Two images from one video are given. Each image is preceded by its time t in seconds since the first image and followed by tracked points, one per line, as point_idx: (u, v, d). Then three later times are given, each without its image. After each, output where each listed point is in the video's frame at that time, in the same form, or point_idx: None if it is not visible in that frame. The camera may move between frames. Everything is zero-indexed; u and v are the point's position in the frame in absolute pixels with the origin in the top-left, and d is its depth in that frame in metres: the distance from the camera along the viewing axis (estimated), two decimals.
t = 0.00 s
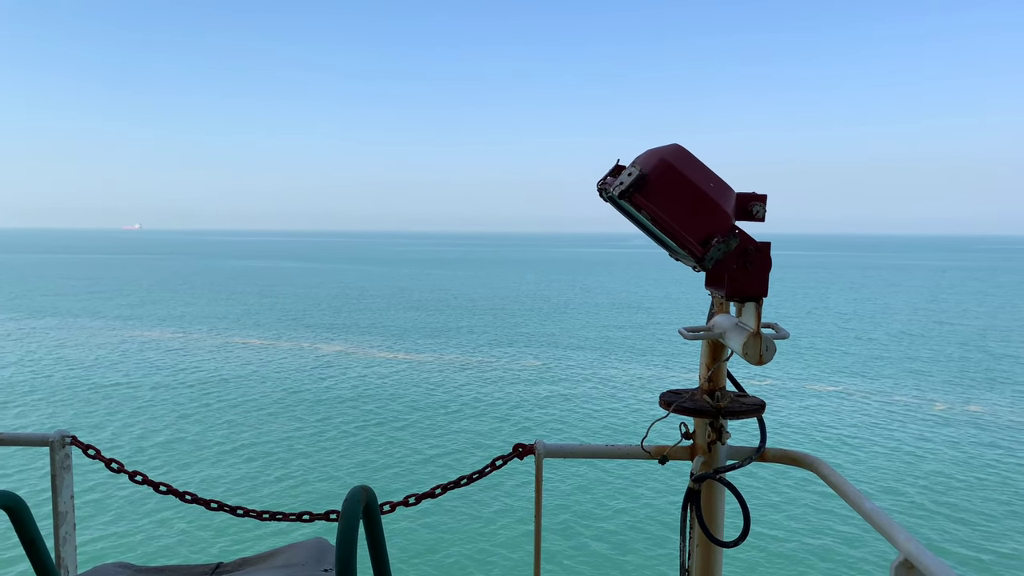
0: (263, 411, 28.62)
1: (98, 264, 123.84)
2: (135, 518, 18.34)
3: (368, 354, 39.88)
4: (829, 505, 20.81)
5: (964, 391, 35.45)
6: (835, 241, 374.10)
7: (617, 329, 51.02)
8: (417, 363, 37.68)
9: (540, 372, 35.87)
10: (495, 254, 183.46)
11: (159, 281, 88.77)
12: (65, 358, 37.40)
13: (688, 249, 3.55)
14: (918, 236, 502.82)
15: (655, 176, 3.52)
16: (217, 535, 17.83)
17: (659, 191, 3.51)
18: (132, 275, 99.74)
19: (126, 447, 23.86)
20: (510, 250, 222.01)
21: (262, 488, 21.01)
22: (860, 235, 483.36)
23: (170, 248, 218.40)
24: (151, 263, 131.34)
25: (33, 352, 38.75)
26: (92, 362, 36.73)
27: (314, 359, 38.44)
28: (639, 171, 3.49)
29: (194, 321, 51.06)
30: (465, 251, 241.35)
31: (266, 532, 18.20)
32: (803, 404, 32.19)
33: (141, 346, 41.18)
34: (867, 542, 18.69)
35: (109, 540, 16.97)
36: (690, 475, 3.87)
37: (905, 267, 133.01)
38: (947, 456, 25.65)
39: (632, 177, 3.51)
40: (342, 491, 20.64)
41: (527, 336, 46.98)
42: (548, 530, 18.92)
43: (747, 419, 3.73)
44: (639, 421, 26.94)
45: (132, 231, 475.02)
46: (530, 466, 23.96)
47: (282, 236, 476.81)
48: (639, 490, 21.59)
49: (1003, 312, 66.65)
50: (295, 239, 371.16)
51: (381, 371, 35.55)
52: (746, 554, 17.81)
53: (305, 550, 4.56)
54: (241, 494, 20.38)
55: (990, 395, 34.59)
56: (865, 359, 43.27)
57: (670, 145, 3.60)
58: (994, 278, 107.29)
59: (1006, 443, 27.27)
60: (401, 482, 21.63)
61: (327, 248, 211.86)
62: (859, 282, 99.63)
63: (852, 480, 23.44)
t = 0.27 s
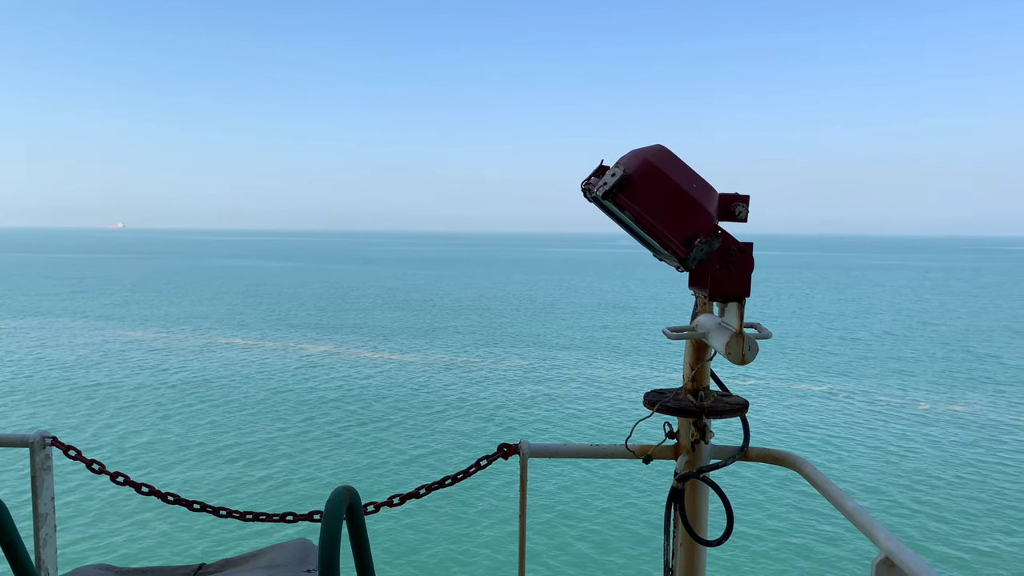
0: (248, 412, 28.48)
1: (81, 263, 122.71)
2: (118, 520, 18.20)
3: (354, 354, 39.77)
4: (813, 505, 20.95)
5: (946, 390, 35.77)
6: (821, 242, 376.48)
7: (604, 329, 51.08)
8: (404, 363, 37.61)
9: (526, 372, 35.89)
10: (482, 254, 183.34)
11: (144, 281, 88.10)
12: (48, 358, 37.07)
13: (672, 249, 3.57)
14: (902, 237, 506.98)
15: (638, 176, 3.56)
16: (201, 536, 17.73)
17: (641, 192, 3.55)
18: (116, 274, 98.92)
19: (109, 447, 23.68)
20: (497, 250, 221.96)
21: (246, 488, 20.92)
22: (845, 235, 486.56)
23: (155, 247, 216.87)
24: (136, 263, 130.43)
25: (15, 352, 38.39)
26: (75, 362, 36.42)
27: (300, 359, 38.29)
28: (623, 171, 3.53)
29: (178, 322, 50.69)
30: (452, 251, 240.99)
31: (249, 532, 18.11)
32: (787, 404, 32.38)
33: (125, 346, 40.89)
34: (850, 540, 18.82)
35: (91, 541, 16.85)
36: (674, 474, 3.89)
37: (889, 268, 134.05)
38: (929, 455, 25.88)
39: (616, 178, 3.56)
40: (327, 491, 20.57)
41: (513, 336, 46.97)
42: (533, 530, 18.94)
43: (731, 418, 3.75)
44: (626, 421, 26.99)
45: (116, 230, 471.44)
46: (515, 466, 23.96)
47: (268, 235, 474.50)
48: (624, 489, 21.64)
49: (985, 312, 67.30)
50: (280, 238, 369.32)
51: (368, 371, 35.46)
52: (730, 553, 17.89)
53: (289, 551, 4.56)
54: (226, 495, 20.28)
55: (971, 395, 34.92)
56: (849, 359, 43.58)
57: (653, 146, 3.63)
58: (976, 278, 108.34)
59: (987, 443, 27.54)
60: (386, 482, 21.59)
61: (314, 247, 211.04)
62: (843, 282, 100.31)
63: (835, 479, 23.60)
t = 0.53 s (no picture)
0: (231, 412, 28.32)
1: (63, 262, 121.48)
2: (98, 521, 18.06)
3: (339, 354, 39.63)
4: (795, 503, 21.09)
5: (927, 390, 36.08)
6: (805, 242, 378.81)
7: (590, 329, 51.16)
8: (389, 363, 37.51)
9: (512, 372, 35.90)
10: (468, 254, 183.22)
11: (127, 280, 87.45)
12: (29, 358, 36.72)
13: (654, 250, 3.59)
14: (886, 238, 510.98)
15: (621, 176, 3.57)
16: (182, 537, 17.62)
17: (624, 192, 3.56)
18: (99, 273, 98.09)
19: (90, 448, 23.48)
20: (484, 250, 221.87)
21: (229, 489, 20.81)
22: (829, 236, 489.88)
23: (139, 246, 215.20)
24: (119, 262, 129.35)
25: None
26: (56, 362, 36.10)
27: (284, 359, 38.12)
28: (605, 171, 3.54)
29: (162, 322, 50.33)
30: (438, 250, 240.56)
31: (231, 533, 18.01)
32: (771, 403, 32.56)
33: (107, 346, 40.56)
34: (832, 539, 18.95)
35: (70, 543, 16.69)
36: (656, 473, 3.91)
37: (872, 268, 135.16)
38: (909, 454, 26.09)
39: (598, 178, 3.57)
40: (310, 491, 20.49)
41: (499, 336, 46.95)
42: (517, 530, 18.92)
43: (712, 416, 3.77)
44: (611, 421, 27.06)
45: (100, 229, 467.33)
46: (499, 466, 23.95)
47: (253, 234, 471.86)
48: (608, 489, 21.69)
49: (967, 312, 67.96)
50: (266, 237, 367.35)
51: (353, 371, 35.35)
52: (712, 553, 17.95)
53: (269, 552, 4.54)
54: (208, 495, 20.16)
55: (952, 394, 35.24)
56: (832, 359, 43.87)
57: (636, 146, 3.65)
58: (957, 279, 109.35)
59: (967, 441, 27.81)
60: (370, 482, 21.53)
61: (300, 247, 210.21)
62: (827, 283, 101.01)
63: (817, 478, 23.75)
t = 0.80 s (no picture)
0: (210, 412, 28.14)
1: (42, 262, 119.96)
2: (73, 523, 17.87)
3: (320, 353, 39.47)
4: (774, 501, 21.24)
5: (905, 388, 36.43)
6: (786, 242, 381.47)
7: (573, 329, 51.25)
8: (371, 362, 37.34)
9: (494, 371, 35.89)
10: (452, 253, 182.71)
11: (107, 279, 86.56)
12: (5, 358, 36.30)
13: (632, 249, 3.61)
14: (866, 238, 515.59)
15: (599, 175, 3.59)
16: (158, 538, 17.46)
17: (603, 191, 3.59)
18: (78, 272, 97.03)
19: (67, 448, 23.24)
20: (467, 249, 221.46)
21: (207, 489, 20.66)
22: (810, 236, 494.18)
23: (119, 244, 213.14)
24: (99, 260, 127.98)
25: None
26: (32, 361, 35.73)
27: (265, 359, 37.91)
28: (584, 170, 3.57)
29: (141, 321, 49.88)
30: (422, 249, 240.02)
31: (208, 534, 17.88)
32: (751, 403, 32.73)
33: (85, 345, 40.16)
34: (810, 537, 19.06)
35: (44, 545, 16.51)
36: (634, 471, 3.93)
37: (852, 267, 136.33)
38: (887, 452, 26.32)
39: (577, 177, 3.59)
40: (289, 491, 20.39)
41: (482, 336, 46.89)
42: (497, 530, 18.91)
43: (691, 415, 3.79)
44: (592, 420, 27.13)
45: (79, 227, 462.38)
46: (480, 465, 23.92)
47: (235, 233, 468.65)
48: (589, 487, 21.75)
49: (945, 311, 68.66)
50: (248, 236, 365.01)
51: (334, 371, 35.22)
52: (691, 551, 18.02)
53: (247, 552, 4.52)
54: (186, 495, 20.01)
55: (930, 392, 35.59)
56: (812, 358, 44.18)
57: (614, 145, 3.68)
58: (935, 278, 110.45)
59: (944, 439, 28.09)
60: (351, 482, 21.44)
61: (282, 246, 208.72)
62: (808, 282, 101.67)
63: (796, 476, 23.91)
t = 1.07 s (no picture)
0: (191, 413, 27.95)
1: (23, 262, 118.93)
2: (50, 527, 17.70)
3: (303, 354, 39.30)
4: (756, 501, 21.33)
5: (887, 388, 36.71)
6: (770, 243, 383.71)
7: (558, 329, 51.29)
8: (354, 364, 37.21)
9: (477, 372, 35.87)
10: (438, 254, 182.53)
11: (88, 280, 85.81)
12: None
13: (612, 249, 3.63)
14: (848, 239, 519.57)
15: (579, 175, 3.61)
16: (136, 541, 17.31)
17: (582, 191, 3.60)
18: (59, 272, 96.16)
19: (44, 451, 23.01)
20: (453, 250, 221.27)
21: (187, 492, 20.50)
22: (793, 237, 497.22)
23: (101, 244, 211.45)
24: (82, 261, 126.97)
25: None
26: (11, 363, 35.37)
27: (246, 360, 37.69)
28: (563, 170, 3.58)
29: (122, 322, 49.46)
30: (407, 250, 239.55)
31: (186, 537, 17.75)
32: (734, 403, 32.87)
33: (65, 347, 39.78)
34: (790, 537, 19.14)
35: (19, 549, 16.33)
36: (616, 471, 3.92)
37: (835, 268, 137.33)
38: (868, 452, 26.49)
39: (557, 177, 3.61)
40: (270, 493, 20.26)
41: (466, 337, 46.85)
42: (479, 531, 18.86)
43: (671, 415, 3.79)
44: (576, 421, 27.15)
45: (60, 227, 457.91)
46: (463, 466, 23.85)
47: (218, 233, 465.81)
48: (572, 488, 21.77)
49: (926, 311, 69.25)
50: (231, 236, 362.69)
51: (316, 372, 35.08)
52: (671, 552, 18.03)
53: (226, 555, 4.47)
54: (165, 498, 19.86)
55: (910, 392, 35.86)
56: (795, 358, 44.42)
57: (594, 145, 3.69)
58: (917, 278, 111.41)
59: (923, 438, 28.31)
60: (333, 484, 21.33)
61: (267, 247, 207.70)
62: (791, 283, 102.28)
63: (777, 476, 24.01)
